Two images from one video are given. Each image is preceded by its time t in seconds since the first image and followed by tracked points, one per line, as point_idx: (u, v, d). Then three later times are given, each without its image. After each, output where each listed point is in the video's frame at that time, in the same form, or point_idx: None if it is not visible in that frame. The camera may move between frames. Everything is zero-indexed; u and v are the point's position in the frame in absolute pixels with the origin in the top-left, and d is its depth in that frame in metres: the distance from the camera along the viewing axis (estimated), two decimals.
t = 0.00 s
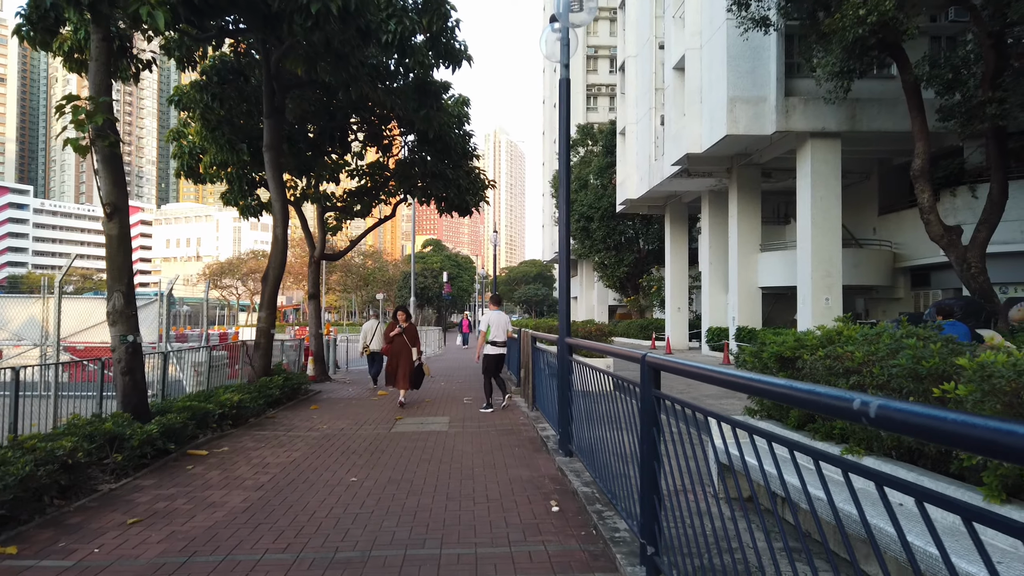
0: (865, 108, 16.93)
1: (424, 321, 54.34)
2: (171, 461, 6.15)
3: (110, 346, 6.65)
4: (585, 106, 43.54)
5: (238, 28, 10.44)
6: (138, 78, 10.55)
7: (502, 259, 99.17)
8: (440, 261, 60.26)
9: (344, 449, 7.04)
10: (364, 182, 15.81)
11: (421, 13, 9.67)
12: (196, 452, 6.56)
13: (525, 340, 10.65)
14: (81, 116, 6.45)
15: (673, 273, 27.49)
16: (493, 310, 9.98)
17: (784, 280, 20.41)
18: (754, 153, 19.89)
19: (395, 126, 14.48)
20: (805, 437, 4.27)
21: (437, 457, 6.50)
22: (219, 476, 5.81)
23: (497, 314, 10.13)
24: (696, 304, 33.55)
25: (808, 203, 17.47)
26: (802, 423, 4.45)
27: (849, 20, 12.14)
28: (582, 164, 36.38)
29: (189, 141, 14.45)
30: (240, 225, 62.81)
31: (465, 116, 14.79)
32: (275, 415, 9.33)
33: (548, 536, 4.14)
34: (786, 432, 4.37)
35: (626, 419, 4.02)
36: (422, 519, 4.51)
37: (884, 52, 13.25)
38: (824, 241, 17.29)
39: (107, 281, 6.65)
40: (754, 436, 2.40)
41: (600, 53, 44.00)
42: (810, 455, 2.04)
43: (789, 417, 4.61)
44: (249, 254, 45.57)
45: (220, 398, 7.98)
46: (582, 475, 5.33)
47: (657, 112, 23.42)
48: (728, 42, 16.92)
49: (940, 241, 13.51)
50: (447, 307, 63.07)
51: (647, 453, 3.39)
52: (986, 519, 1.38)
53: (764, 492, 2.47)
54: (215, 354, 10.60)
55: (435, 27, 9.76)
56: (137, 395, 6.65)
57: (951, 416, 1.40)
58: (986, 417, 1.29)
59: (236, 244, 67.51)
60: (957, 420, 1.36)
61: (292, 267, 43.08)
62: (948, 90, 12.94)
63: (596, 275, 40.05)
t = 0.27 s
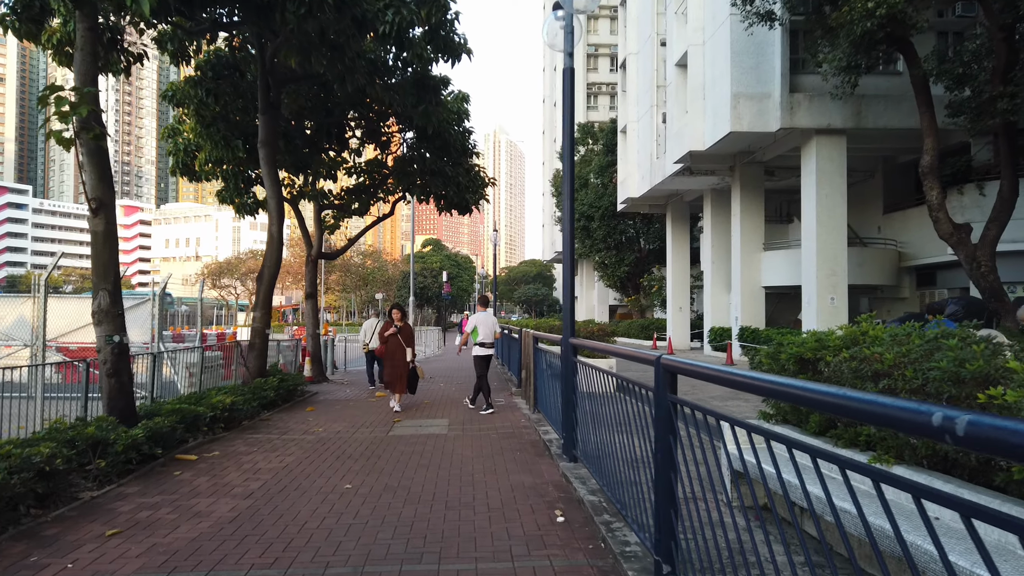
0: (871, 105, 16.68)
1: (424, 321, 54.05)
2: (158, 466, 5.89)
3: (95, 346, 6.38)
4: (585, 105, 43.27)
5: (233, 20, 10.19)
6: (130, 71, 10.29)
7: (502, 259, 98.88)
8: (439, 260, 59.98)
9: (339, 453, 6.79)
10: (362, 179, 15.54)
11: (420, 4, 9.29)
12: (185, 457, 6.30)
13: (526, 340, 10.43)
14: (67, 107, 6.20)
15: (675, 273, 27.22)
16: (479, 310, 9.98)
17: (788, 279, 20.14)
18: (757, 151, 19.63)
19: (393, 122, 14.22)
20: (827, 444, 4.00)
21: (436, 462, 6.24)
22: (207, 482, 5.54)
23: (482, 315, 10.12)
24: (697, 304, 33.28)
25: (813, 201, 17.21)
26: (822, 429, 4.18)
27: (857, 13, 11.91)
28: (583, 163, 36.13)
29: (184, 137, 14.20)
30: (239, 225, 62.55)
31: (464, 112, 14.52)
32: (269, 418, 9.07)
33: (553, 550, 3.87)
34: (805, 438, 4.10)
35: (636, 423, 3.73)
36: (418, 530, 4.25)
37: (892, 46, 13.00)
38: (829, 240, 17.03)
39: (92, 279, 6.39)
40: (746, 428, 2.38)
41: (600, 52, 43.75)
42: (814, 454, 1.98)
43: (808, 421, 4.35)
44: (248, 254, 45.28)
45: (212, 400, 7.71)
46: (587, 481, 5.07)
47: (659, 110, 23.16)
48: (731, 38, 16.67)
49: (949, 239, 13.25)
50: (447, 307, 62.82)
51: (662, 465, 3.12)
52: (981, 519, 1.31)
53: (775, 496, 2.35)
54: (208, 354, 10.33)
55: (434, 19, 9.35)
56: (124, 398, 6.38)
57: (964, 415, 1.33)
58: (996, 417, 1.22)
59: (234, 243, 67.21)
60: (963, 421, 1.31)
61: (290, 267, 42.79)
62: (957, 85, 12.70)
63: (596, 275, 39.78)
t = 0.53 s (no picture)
0: (876, 101, 16.38)
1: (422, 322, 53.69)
2: (137, 476, 5.58)
3: (72, 349, 6.08)
4: (584, 104, 42.93)
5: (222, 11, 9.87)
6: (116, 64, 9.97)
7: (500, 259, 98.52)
8: (437, 261, 59.61)
9: (329, 460, 6.48)
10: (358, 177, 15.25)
11: None
12: (166, 466, 5.99)
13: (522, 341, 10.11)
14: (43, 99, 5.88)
15: (675, 273, 26.93)
16: (464, 310, 9.82)
17: (790, 279, 19.86)
18: (759, 148, 19.34)
19: (388, 118, 13.90)
20: (851, 455, 3.70)
21: (431, 471, 5.92)
22: (187, 493, 5.23)
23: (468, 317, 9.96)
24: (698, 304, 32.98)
25: (816, 200, 16.92)
26: (847, 440, 3.87)
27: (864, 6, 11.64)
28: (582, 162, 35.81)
29: (175, 134, 13.87)
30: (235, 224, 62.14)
31: (461, 108, 14.21)
32: (259, 422, 8.75)
33: (555, 571, 3.57)
34: (828, 449, 3.80)
35: (645, 434, 3.42)
36: (410, 549, 3.94)
37: (899, 41, 12.70)
38: (832, 239, 16.74)
39: (69, 278, 6.08)
40: (739, 431, 2.32)
41: (599, 50, 43.40)
42: (833, 465, 1.84)
43: (830, 431, 4.03)
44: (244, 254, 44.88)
45: (198, 405, 7.39)
46: (591, 493, 4.75)
47: (659, 107, 22.86)
48: (734, 34, 16.39)
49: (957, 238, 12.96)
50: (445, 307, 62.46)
51: (676, 483, 2.83)
52: (983, 530, 1.31)
53: (794, 510, 2.23)
54: (197, 356, 10.01)
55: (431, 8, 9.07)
56: (102, 403, 6.08)
57: (963, 422, 1.33)
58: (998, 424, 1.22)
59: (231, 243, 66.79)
60: (961, 429, 1.31)
61: (286, 267, 42.40)
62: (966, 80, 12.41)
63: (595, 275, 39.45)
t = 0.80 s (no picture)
0: (877, 96, 16.16)
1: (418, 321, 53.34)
2: (113, 481, 5.29)
3: (47, 346, 5.79)
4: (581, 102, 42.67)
5: None
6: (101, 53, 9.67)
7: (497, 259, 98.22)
8: (433, 260, 59.28)
9: (316, 463, 6.19)
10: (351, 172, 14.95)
11: None
12: (145, 469, 5.70)
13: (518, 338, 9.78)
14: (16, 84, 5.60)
15: (673, 271, 26.67)
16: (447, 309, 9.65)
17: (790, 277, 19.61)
18: (759, 145, 19.10)
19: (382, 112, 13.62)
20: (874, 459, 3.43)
21: (423, 474, 5.65)
22: (165, 498, 4.94)
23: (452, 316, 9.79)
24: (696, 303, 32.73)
25: (817, 196, 16.67)
26: (868, 441, 3.64)
27: None
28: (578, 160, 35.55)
29: (164, 128, 13.56)
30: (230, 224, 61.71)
31: (456, 102, 13.94)
32: (247, 423, 8.45)
33: None
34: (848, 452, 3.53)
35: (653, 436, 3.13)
36: (398, 560, 3.66)
37: (904, 33, 12.46)
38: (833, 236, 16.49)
39: (42, 272, 5.79)
40: (753, 428, 2.14)
41: (596, 49, 43.16)
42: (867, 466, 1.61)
43: (849, 432, 3.77)
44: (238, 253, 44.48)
45: (181, 405, 7.11)
46: (592, 498, 4.48)
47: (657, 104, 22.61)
48: (733, 28, 16.14)
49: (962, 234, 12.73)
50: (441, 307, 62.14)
51: (688, 489, 2.57)
52: None
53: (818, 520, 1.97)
54: (184, 355, 9.71)
55: None
56: (77, 404, 5.79)
57: (977, 406, 1.23)
58: (977, 401, 1.20)
59: (225, 243, 66.36)
60: None
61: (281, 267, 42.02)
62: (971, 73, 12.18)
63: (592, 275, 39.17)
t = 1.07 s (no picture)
0: (882, 94, 15.93)
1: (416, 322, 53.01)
2: (92, 495, 5.02)
3: (24, 352, 5.53)
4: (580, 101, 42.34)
5: None
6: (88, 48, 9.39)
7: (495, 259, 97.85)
8: (431, 260, 58.91)
9: (308, 473, 5.92)
10: (347, 171, 14.69)
11: None
12: (128, 481, 5.43)
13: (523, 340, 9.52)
14: None
15: (673, 271, 26.43)
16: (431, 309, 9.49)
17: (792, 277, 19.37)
18: (761, 143, 18.85)
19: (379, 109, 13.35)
20: (906, 478, 3.18)
21: (419, 485, 5.39)
22: (146, 513, 4.66)
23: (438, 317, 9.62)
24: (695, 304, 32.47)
25: (820, 195, 16.42)
26: (899, 458, 3.38)
27: None
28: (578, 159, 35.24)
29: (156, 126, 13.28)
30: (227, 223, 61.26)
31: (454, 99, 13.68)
32: (238, 429, 8.18)
33: None
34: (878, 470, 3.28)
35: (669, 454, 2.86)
36: None
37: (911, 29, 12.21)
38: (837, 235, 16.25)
39: (20, 274, 5.51)
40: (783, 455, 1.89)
41: (595, 47, 42.83)
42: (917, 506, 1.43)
43: (877, 448, 3.51)
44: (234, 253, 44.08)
45: (168, 411, 6.84)
46: (598, 513, 4.23)
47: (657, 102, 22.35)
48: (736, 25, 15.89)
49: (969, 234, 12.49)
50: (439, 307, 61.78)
51: (713, 518, 2.32)
52: None
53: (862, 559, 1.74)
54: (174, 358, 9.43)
55: None
56: (58, 412, 5.54)
57: None
58: None
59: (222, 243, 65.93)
60: None
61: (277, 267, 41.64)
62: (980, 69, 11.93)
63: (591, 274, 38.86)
